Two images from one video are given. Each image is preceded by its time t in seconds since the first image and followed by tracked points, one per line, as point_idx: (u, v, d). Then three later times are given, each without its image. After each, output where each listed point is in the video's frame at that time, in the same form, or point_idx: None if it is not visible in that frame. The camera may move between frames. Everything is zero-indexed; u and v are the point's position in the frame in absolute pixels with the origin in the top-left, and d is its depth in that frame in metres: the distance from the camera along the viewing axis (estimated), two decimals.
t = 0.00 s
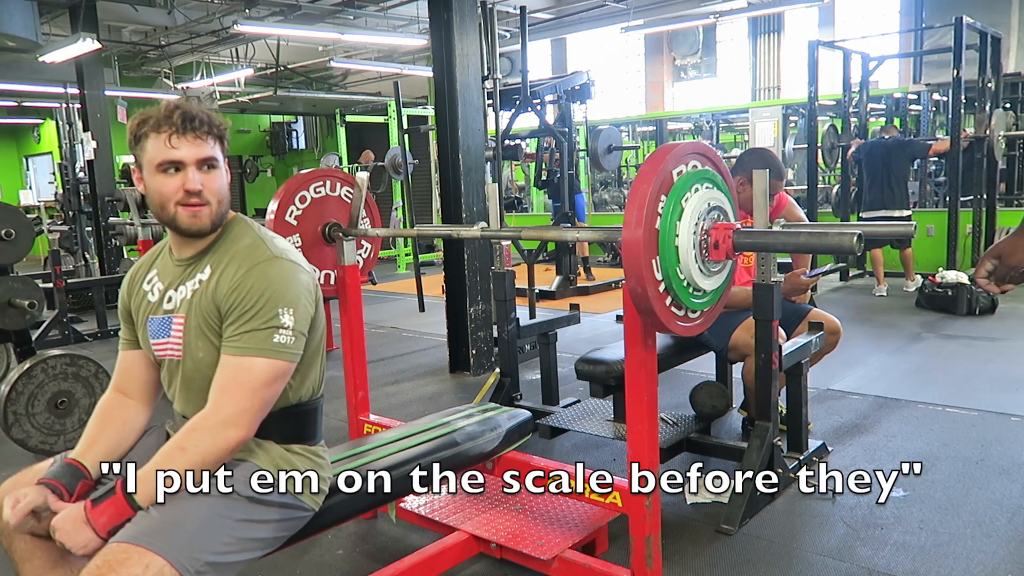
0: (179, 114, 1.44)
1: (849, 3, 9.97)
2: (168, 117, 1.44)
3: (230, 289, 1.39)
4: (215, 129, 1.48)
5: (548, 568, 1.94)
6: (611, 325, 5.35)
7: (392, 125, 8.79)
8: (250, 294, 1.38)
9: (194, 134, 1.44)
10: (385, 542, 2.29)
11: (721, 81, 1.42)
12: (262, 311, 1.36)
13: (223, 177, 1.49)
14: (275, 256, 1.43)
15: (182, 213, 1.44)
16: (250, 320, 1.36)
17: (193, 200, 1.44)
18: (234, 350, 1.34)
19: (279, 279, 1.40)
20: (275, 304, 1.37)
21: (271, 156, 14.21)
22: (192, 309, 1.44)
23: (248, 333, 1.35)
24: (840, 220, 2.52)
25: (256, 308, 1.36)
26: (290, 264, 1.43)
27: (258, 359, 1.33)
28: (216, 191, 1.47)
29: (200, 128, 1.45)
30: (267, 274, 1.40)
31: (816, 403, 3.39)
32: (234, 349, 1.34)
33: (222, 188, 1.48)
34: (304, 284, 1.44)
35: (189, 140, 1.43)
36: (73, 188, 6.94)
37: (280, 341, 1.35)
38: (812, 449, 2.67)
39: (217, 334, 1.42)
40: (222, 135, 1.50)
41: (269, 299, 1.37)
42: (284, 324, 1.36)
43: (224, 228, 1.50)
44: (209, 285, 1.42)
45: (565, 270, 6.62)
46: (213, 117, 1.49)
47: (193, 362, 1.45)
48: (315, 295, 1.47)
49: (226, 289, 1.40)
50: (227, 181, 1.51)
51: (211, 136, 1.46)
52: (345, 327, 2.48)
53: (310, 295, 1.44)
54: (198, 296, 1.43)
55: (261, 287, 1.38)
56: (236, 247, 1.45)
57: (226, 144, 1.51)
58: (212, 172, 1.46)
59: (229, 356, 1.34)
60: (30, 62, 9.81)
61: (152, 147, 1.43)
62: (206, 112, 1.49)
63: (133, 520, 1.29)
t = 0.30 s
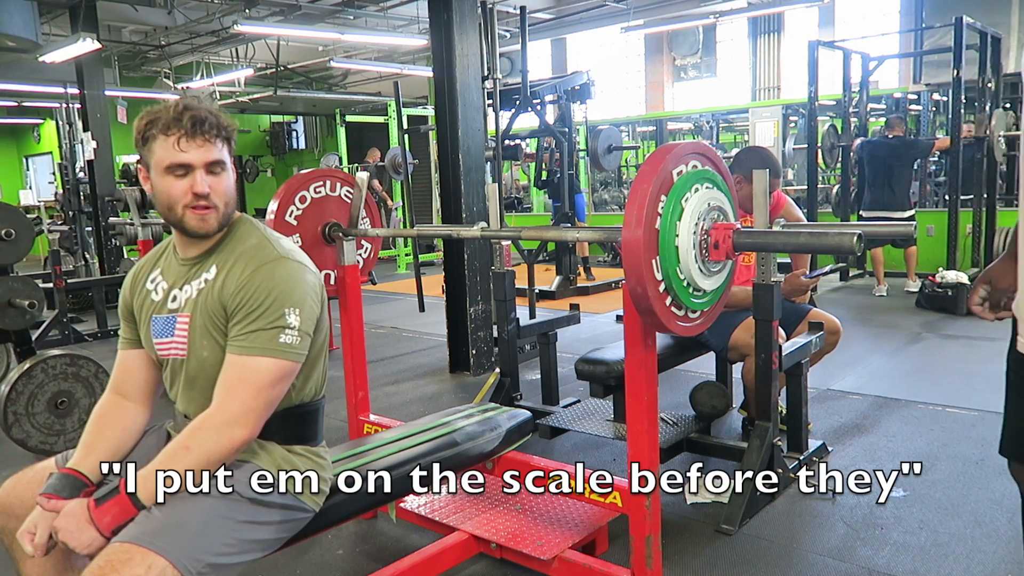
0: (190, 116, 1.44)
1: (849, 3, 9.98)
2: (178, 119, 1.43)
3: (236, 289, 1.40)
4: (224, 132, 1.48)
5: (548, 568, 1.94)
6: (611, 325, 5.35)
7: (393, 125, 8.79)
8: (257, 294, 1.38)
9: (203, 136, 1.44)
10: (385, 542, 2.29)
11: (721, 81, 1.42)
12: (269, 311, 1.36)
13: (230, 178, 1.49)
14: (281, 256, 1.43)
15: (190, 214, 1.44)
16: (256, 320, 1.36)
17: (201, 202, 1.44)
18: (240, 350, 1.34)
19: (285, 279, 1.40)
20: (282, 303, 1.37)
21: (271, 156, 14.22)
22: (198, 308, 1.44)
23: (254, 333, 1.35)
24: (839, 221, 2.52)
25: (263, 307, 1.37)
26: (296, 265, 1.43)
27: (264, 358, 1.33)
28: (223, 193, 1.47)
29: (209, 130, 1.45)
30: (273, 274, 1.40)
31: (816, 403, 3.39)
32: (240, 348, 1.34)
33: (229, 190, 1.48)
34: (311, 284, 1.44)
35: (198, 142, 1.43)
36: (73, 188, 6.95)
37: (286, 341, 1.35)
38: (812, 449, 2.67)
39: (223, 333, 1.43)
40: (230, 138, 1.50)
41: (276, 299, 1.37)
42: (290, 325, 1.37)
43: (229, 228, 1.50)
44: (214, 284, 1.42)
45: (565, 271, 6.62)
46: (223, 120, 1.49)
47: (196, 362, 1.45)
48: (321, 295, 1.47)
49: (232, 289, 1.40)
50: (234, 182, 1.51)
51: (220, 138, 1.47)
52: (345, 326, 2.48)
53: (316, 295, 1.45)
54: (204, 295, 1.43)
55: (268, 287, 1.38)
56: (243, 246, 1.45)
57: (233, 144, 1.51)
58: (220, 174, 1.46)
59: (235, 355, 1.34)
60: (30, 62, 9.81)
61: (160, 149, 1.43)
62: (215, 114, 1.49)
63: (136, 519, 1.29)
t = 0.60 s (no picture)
0: (175, 117, 1.43)
1: (849, 3, 9.99)
2: (164, 122, 1.43)
3: (239, 291, 1.40)
4: (213, 125, 1.47)
5: (548, 568, 1.94)
6: (611, 325, 5.35)
7: (393, 125, 8.79)
8: (260, 296, 1.38)
9: (195, 136, 1.44)
10: (385, 542, 2.29)
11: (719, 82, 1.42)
12: (271, 314, 1.36)
13: (228, 175, 1.49)
14: (285, 259, 1.43)
15: (192, 215, 1.44)
16: (259, 323, 1.36)
17: (201, 201, 1.44)
18: (242, 352, 1.34)
19: (289, 282, 1.40)
20: (285, 307, 1.37)
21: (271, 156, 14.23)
22: (201, 309, 1.44)
23: (257, 336, 1.35)
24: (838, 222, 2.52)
25: (266, 311, 1.37)
26: (299, 268, 1.43)
27: (266, 361, 1.33)
28: (222, 190, 1.47)
29: (200, 129, 1.45)
30: (276, 277, 1.40)
31: (815, 403, 3.39)
32: (243, 351, 1.34)
33: (228, 187, 1.48)
34: (314, 287, 1.44)
35: (190, 142, 1.43)
36: (73, 188, 6.95)
37: (289, 344, 1.35)
38: (812, 449, 2.67)
39: (225, 335, 1.43)
40: (220, 130, 1.49)
41: (279, 302, 1.37)
42: (293, 328, 1.37)
43: (232, 229, 1.50)
44: (218, 286, 1.43)
45: (565, 271, 6.62)
46: (209, 113, 1.48)
47: (199, 363, 1.45)
48: (323, 298, 1.47)
49: (235, 291, 1.40)
50: (233, 179, 1.51)
51: (209, 132, 1.46)
52: (345, 326, 2.48)
53: (319, 298, 1.45)
54: (207, 297, 1.43)
55: (271, 290, 1.38)
56: (246, 248, 1.45)
57: (227, 142, 1.51)
58: (217, 172, 1.46)
59: (237, 357, 1.34)
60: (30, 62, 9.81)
61: (154, 154, 1.43)
62: (200, 109, 1.48)
63: (136, 520, 1.29)
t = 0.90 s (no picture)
0: (169, 123, 1.42)
1: (849, 3, 10.00)
2: (158, 128, 1.43)
3: (237, 293, 1.39)
4: (209, 130, 1.47)
5: (548, 568, 1.94)
6: (611, 325, 5.35)
7: (392, 125, 8.79)
8: (257, 298, 1.38)
9: (190, 142, 1.43)
10: (385, 542, 2.29)
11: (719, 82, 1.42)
12: (269, 316, 1.36)
13: (225, 180, 1.48)
14: (284, 260, 1.43)
15: (188, 220, 1.44)
16: (257, 325, 1.36)
17: (197, 207, 1.44)
18: (240, 354, 1.34)
19: (287, 284, 1.40)
20: (282, 309, 1.37)
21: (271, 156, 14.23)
22: (199, 310, 1.44)
23: (255, 338, 1.35)
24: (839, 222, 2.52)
25: (264, 313, 1.36)
26: (297, 269, 1.43)
27: (264, 364, 1.33)
28: (219, 195, 1.47)
29: (194, 134, 1.44)
30: (275, 278, 1.39)
31: (816, 403, 3.39)
32: (240, 353, 1.34)
33: (225, 191, 1.48)
34: (313, 289, 1.44)
35: (185, 149, 1.43)
36: (73, 188, 6.95)
37: (286, 346, 1.35)
38: (812, 449, 2.67)
39: (224, 337, 1.43)
40: (216, 134, 1.49)
41: (277, 305, 1.37)
42: (290, 330, 1.36)
43: (231, 231, 1.50)
44: (216, 288, 1.43)
45: (565, 270, 6.62)
46: (205, 118, 1.48)
47: (198, 364, 1.46)
48: (322, 300, 1.47)
49: (233, 293, 1.40)
50: (229, 183, 1.50)
51: (205, 137, 1.46)
52: (345, 326, 2.48)
53: (317, 300, 1.44)
54: (205, 298, 1.43)
55: (268, 292, 1.38)
56: (245, 250, 1.45)
57: (223, 145, 1.50)
58: (212, 177, 1.46)
59: (235, 359, 1.34)
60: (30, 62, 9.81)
61: (150, 161, 1.43)
62: (195, 113, 1.47)
63: (133, 521, 1.29)
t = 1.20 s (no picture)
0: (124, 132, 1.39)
1: (849, 4, 10.01)
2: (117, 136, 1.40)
3: (233, 296, 1.39)
4: (174, 136, 1.41)
5: (548, 568, 1.94)
6: (611, 325, 5.35)
7: (392, 126, 8.79)
8: (253, 301, 1.37)
9: (147, 150, 1.38)
10: (385, 542, 2.29)
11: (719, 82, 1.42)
12: (264, 319, 1.36)
13: (189, 185, 1.42)
14: (279, 261, 1.42)
15: (151, 228, 1.43)
16: (252, 328, 1.35)
17: (156, 216, 1.41)
18: (237, 357, 1.34)
19: (282, 286, 1.39)
20: (278, 311, 1.37)
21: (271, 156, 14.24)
22: (196, 313, 1.44)
23: (250, 341, 1.34)
24: (839, 223, 2.52)
25: (259, 315, 1.36)
26: (293, 270, 1.42)
27: (261, 367, 1.33)
28: (180, 202, 1.42)
29: (154, 142, 1.39)
30: (270, 280, 1.39)
31: (815, 403, 3.39)
32: (236, 356, 1.34)
33: (188, 198, 1.43)
34: (309, 290, 1.43)
35: (138, 158, 1.38)
36: (73, 188, 6.94)
37: (282, 349, 1.35)
38: (812, 449, 2.67)
39: (221, 339, 1.43)
40: (187, 139, 1.42)
41: (271, 306, 1.37)
42: (286, 332, 1.36)
43: (225, 233, 1.49)
44: (212, 290, 1.42)
45: (565, 271, 6.62)
46: (173, 123, 1.42)
47: (197, 366, 1.46)
48: (318, 300, 1.46)
49: (228, 295, 1.40)
50: (199, 187, 1.45)
51: (169, 145, 1.40)
52: (345, 326, 2.48)
53: (313, 301, 1.44)
54: (202, 300, 1.43)
55: (264, 294, 1.38)
56: (240, 251, 1.44)
57: (195, 147, 1.43)
58: (170, 185, 1.40)
59: (232, 362, 1.34)
60: (30, 62, 9.81)
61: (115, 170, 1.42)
62: (164, 118, 1.41)
63: (132, 521, 1.29)
